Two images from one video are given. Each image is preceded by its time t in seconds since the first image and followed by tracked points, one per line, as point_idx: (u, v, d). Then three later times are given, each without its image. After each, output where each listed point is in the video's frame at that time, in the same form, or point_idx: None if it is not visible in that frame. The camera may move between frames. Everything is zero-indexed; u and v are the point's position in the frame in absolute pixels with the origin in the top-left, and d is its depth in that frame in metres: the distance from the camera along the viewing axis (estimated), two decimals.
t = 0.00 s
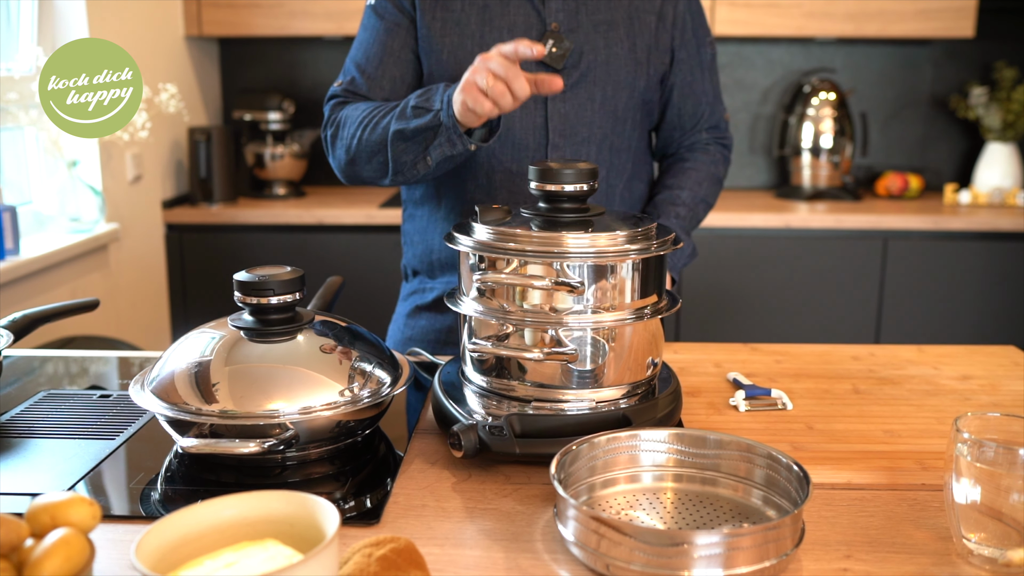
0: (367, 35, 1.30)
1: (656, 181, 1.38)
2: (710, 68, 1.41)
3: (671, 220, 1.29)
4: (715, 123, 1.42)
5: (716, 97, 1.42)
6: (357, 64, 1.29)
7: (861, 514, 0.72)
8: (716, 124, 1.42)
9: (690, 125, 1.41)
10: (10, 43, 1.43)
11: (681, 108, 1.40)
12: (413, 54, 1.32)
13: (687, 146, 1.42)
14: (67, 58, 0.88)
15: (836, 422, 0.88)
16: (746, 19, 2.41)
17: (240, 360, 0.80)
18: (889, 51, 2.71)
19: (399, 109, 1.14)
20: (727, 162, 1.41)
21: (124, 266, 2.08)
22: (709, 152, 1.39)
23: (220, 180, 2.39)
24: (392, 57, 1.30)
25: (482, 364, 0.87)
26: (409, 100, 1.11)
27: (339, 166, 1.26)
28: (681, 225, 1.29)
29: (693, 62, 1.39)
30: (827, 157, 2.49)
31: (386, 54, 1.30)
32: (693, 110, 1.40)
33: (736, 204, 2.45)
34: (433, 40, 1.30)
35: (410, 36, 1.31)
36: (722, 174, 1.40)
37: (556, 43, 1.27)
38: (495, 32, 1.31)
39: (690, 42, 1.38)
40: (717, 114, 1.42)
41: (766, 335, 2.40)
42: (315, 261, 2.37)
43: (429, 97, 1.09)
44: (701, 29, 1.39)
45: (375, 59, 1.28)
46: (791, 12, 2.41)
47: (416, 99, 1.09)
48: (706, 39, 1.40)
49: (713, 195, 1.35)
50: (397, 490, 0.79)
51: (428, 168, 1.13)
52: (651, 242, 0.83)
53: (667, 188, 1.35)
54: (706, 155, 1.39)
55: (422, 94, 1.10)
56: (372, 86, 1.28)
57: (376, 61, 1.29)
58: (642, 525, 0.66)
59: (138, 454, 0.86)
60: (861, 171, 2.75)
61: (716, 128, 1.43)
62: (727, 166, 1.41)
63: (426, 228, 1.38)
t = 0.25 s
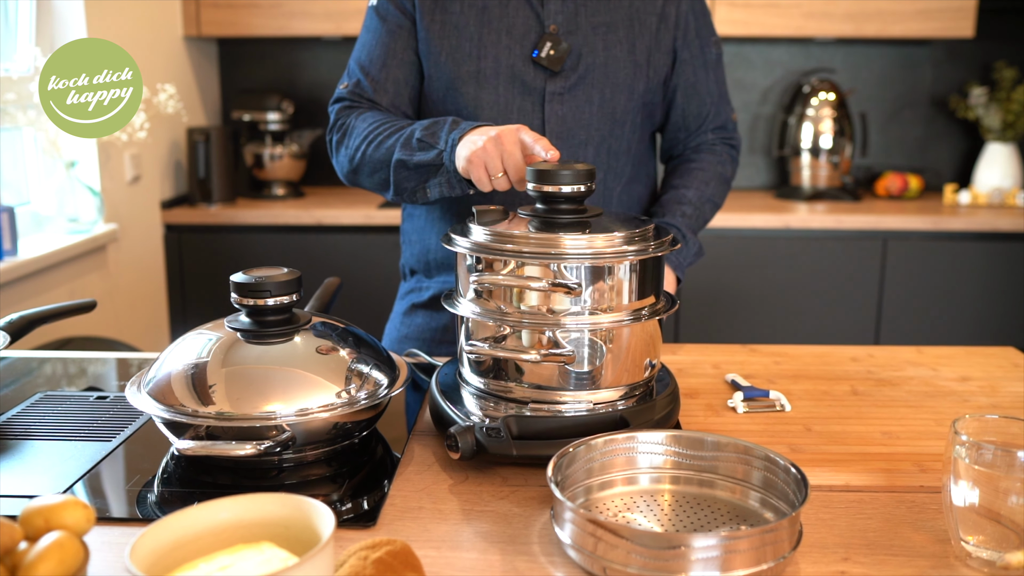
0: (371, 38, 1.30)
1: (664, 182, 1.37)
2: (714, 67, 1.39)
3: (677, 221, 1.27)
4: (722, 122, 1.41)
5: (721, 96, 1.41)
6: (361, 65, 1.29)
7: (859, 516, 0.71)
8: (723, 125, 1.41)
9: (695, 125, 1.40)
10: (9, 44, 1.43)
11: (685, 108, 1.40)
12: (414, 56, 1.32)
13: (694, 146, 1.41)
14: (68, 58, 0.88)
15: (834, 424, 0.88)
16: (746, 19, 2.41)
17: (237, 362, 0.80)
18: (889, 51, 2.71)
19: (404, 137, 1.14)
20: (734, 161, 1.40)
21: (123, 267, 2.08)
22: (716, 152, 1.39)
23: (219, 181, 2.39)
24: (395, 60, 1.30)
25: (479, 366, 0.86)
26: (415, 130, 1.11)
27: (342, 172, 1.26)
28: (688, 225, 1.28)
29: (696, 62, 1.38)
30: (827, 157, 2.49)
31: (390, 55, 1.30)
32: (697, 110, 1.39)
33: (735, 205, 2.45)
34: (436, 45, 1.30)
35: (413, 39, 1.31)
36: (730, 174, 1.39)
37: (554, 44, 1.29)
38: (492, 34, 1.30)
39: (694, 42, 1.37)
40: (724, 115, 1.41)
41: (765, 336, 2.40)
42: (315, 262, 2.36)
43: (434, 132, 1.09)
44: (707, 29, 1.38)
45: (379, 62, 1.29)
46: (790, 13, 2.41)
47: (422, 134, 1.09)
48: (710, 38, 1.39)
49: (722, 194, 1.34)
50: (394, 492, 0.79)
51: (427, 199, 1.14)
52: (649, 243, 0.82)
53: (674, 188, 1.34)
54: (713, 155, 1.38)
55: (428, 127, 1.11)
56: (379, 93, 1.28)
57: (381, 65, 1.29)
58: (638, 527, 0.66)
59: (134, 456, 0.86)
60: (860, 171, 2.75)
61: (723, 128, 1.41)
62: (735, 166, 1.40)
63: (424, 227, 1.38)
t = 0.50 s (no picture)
0: (370, 41, 1.31)
1: (666, 181, 1.37)
2: (717, 66, 1.38)
3: (679, 220, 1.27)
4: (726, 122, 1.40)
5: (725, 95, 1.40)
6: (360, 68, 1.30)
7: (858, 519, 0.71)
8: (727, 124, 1.40)
9: (698, 124, 1.39)
10: (8, 44, 1.42)
11: (688, 108, 1.39)
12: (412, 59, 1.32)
13: (697, 145, 1.40)
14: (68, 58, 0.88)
15: (833, 426, 0.88)
16: (747, 20, 2.41)
17: (234, 363, 0.80)
18: (889, 51, 2.71)
19: (400, 134, 1.14)
20: (740, 159, 1.40)
21: (122, 268, 2.08)
22: (721, 151, 1.38)
23: (218, 181, 2.38)
24: (395, 62, 1.31)
25: (477, 367, 0.86)
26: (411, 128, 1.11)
27: (343, 175, 1.27)
28: (691, 223, 1.27)
29: (699, 61, 1.37)
30: (827, 158, 2.48)
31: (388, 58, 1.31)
32: (700, 109, 1.38)
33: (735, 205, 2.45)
34: (435, 48, 1.30)
35: (411, 42, 1.31)
36: (734, 173, 1.38)
37: (551, 45, 1.28)
38: (490, 36, 1.30)
39: (695, 40, 1.36)
40: (727, 114, 1.40)
41: (765, 337, 2.39)
42: (314, 262, 2.36)
43: (429, 127, 1.09)
44: (710, 28, 1.38)
45: (377, 64, 1.29)
46: (791, 13, 2.40)
47: (416, 129, 1.09)
48: (713, 37, 1.38)
49: (727, 194, 1.33)
50: (392, 495, 0.78)
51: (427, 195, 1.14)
52: (647, 245, 0.82)
53: (676, 187, 1.33)
54: (717, 154, 1.38)
55: (423, 123, 1.10)
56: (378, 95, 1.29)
57: (379, 69, 1.29)
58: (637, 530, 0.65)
59: (131, 457, 0.86)
60: (860, 172, 2.74)
61: (727, 127, 1.40)
62: (740, 165, 1.40)
63: (424, 227, 1.38)
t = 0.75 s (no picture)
0: (369, 47, 1.32)
1: (668, 180, 1.36)
2: (719, 66, 1.38)
3: (679, 220, 1.27)
4: (728, 122, 1.40)
5: (727, 95, 1.39)
6: (359, 75, 1.32)
7: (858, 520, 0.71)
8: (728, 124, 1.41)
9: (700, 125, 1.39)
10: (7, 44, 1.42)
11: (690, 108, 1.39)
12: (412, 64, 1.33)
13: (699, 145, 1.40)
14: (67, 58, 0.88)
15: (833, 426, 0.88)
16: (747, 19, 2.41)
17: (233, 364, 0.80)
18: (889, 51, 2.70)
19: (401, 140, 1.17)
20: (741, 159, 1.39)
21: (122, 268, 2.08)
22: (723, 151, 1.38)
23: (218, 182, 2.38)
24: (394, 68, 1.32)
25: (477, 368, 0.86)
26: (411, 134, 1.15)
27: (345, 181, 1.30)
28: (692, 223, 1.27)
29: (701, 60, 1.37)
30: (827, 158, 2.48)
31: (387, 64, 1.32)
32: (702, 109, 1.38)
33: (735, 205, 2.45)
34: (435, 50, 1.30)
35: (409, 46, 1.32)
36: (736, 173, 1.38)
37: (552, 46, 1.27)
38: (491, 37, 1.30)
39: (698, 40, 1.36)
40: (729, 114, 1.40)
41: (765, 337, 2.39)
42: (314, 263, 2.36)
43: (430, 131, 1.13)
44: (712, 27, 1.38)
45: (373, 73, 1.31)
46: (791, 13, 2.40)
47: (417, 135, 1.13)
48: (715, 37, 1.38)
49: (728, 193, 1.33)
50: (392, 495, 0.78)
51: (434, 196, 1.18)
52: (647, 245, 0.82)
53: (677, 187, 1.33)
54: (719, 154, 1.37)
55: (423, 128, 1.14)
56: (377, 99, 1.31)
57: (379, 74, 1.31)
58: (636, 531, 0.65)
59: (130, 458, 0.86)
60: (861, 172, 2.74)
61: (728, 127, 1.41)
62: (742, 164, 1.39)
63: (425, 228, 1.38)
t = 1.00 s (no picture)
0: (370, 54, 1.36)
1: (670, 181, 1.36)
2: (723, 66, 1.38)
3: (679, 220, 1.27)
4: (732, 121, 1.39)
5: (729, 95, 1.39)
6: (359, 82, 1.36)
7: (859, 520, 0.71)
8: (732, 124, 1.40)
9: (704, 125, 1.39)
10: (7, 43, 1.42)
11: (694, 108, 1.38)
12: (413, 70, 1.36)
13: (703, 145, 1.40)
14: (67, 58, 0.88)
15: (834, 426, 0.87)
16: (747, 19, 2.41)
17: (233, 364, 0.80)
18: (889, 51, 2.70)
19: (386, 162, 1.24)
20: (744, 159, 1.39)
21: (121, 268, 2.08)
22: (726, 150, 1.37)
23: (218, 182, 2.38)
24: (394, 74, 1.35)
25: (477, 368, 0.86)
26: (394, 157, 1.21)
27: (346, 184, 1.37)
28: (692, 223, 1.27)
29: (704, 60, 1.36)
30: (827, 158, 2.48)
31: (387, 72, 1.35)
32: (705, 109, 1.38)
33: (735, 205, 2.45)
34: (438, 54, 1.33)
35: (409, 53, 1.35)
36: (738, 173, 1.38)
37: (552, 48, 1.28)
38: (491, 40, 1.31)
39: (701, 40, 1.36)
40: (733, 114, 1.40)
41: (765, 337, 2.39)
42: (313, 263, 2.36)
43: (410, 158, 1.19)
44: (716, 27, 1.37)
45: (371, 81, 1.35)
46: (791, 13, 2.40)
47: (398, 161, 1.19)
48: (719, 36, 1.38)
49: (729, 194, 1.33)
50: (392, 495, 0.78)
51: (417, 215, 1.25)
52: (647, 245, 0.82)
53: (680, 187, 1.33)
54: (722, 154, 1.37)
55: (404, 154, 1.20)
56: (377, 107, 1.36)
57: (382, 83, 1.35)
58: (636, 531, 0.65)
59: (129, 458, 0.86)
60: (861, 172, 2.74)
61: (733, 126, 1.40)
62: (744, 164, 1.39)
63: (425, 229, 1.37)
